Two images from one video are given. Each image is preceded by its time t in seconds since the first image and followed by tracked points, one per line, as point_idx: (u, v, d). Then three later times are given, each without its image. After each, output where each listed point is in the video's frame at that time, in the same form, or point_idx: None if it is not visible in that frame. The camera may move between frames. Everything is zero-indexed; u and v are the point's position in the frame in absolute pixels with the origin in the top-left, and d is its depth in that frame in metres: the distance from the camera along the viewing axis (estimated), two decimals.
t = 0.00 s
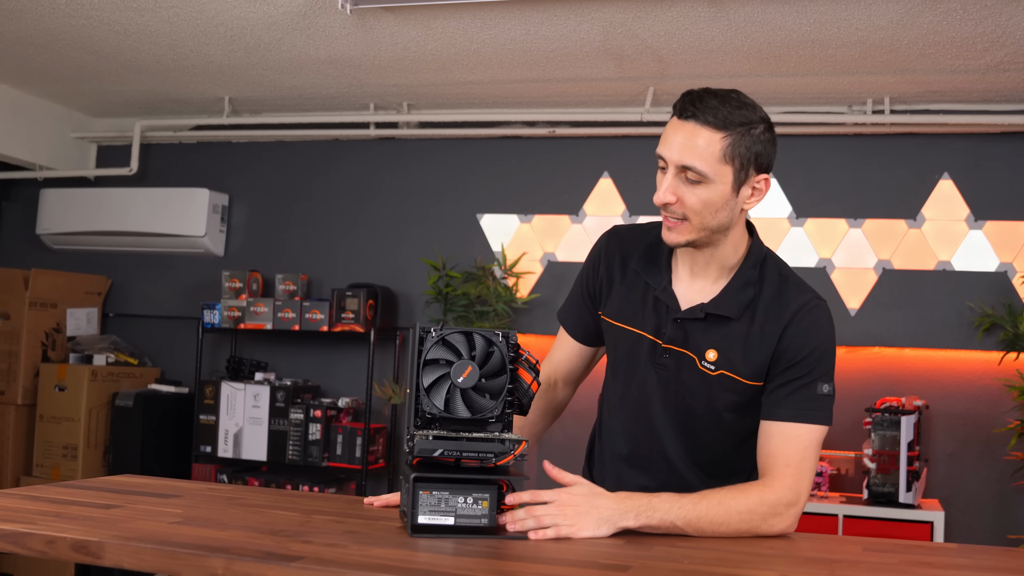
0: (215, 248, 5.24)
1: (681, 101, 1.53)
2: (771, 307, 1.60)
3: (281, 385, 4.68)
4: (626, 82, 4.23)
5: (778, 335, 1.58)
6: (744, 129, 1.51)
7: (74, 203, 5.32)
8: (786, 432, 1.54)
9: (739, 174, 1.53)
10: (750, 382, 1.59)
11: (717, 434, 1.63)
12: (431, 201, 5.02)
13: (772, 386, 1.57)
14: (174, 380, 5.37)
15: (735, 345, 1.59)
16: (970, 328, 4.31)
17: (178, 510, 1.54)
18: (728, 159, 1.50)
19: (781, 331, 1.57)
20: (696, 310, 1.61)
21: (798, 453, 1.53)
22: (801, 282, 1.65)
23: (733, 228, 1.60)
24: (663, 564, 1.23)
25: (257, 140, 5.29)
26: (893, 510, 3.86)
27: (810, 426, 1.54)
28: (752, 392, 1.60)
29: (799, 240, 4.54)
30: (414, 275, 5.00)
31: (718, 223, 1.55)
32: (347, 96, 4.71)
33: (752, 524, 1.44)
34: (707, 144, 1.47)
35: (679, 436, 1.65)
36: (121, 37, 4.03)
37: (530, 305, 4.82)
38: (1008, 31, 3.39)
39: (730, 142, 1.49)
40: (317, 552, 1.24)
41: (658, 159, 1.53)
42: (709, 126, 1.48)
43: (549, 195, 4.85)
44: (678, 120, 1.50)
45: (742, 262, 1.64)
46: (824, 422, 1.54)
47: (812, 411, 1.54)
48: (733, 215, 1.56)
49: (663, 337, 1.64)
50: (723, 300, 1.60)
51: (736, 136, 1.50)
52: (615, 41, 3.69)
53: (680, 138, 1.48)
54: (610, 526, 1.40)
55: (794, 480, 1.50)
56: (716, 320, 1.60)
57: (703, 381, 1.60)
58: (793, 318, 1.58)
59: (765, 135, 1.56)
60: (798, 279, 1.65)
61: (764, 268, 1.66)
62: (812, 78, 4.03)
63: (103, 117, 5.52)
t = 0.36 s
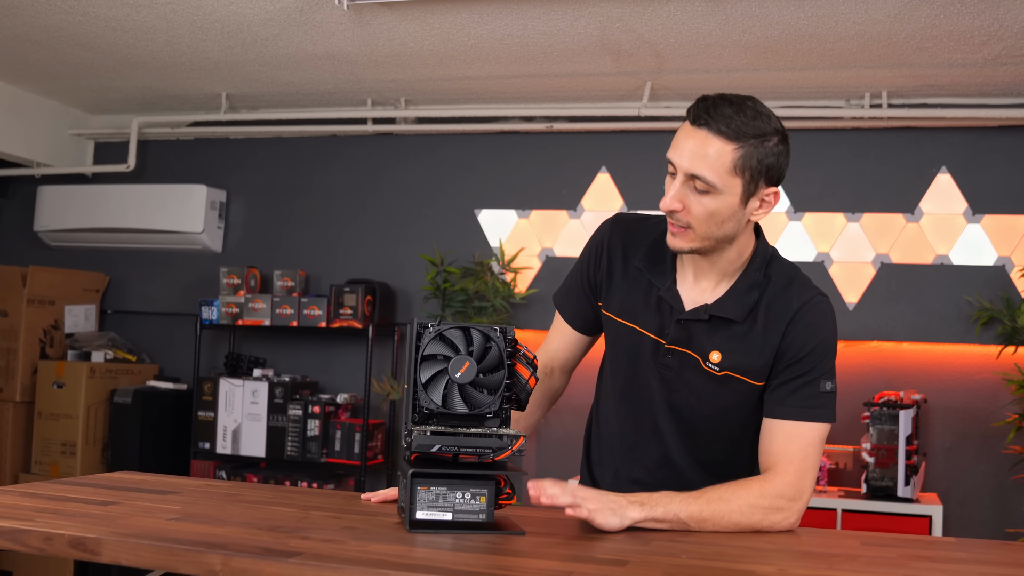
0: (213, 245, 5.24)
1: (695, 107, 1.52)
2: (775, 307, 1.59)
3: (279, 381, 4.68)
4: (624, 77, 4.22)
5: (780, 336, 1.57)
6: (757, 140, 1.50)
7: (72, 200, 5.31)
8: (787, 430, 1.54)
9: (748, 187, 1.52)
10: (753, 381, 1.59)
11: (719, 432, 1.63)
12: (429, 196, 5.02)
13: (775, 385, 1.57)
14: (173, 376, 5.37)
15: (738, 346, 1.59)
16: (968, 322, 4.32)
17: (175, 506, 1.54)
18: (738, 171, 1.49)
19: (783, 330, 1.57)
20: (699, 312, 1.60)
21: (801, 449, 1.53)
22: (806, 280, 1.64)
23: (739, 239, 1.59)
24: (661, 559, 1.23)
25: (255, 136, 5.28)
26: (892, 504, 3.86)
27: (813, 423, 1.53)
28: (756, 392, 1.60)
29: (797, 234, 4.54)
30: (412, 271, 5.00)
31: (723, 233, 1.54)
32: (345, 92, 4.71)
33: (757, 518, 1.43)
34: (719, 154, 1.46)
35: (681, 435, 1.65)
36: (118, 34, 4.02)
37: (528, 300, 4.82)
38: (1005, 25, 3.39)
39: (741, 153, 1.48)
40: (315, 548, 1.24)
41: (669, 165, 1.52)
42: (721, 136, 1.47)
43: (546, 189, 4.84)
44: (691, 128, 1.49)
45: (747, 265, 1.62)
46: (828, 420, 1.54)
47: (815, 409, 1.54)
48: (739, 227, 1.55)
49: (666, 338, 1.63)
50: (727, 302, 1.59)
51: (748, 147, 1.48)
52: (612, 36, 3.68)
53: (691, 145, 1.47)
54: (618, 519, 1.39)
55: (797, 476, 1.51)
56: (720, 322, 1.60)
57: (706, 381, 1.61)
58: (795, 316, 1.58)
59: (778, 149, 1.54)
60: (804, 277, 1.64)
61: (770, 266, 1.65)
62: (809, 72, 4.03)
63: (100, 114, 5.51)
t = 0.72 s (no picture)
0: (214, 242, 5.24)
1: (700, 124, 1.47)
2: (773, 307, 1.58)
3: (280, 377, 4.68)
4: (624, 72, 4.22)
5: (779, 334, 1.57)
6: (764, 162, 1.47)
7: (72, 197, 5.30)
8: (787, 428, 1.54)
9: (754, 207, 1.50)
10: (752, 382, 1.58)
11: (719, 432, 1.63)
12: (429, 193, 5.01)
13: (775, 384, 1.57)
14: (173, 374, 5.37)
15: (737, 349, 1.58)
16: (969, 318, 4.31)
17: (176, 503, 1.54)
18: (745, 194, 1.46)
19: (781, 329, 1.57)
20: (698, 317, 1.59)
21: (801, 446, 1.53)
22: (804, 277, 1.63)
23: (742, 252, 1.59)
24: (662, 555, 1.22)
25: (255, 133, 5.28)
26: (894, 500, 3.86)
27: (813, 421, 1.53)
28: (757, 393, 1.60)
29: (797, 230, 4.54)
30: (412, 268, 5.00)
31: (727, 251, 1.54)
32: (345, 88, 4.70)
33: (759, 516, 1.44)
34: (727, 180, 1.43)
35: (681, 437, 1.65)
36: (117, 31, 4.01)
37: (529, 297, 4.82)
38: (1006, 20, 3.38)
39: (749, 177, 1.45)
40: (316, 545, 1.24)
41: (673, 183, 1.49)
42: (730, 161, 1.43)
43: (547, 185, 4.84)
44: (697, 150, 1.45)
45: (747, 270, 1.62)
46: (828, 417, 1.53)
47: (816, 407, 1.54)
48: (743, 243, 1.55)
49: (666, 343, 1.63)
50: (726, 307, 1.58)
51: (754, 169, 1.46)
52: (612, 32, 3.68)
53: (698, 170, 1.43)
54: (623, 517, 1.39)
55: (798, 473, 1.51)
56: (720, 326, 1.59)
57: (706, 385, 1.60)
58: (793, 315, 1.57)
59: (784, 164, 1.52)
60: (802, 275, 1.63)
61: (768, 266, 1.64)
62: (810, 68, 4.02)
63: (100, 112, 5.50)
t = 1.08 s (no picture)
0: (211, 241, 5.23)
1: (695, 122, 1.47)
2: (767, 304, 1.59)
3: (277, 376, 4.68)
4: (621, 71, 4.22)
5: (772, 333, 1.57)
6: (759, 161, 1.47)
7: (68, 196, 5.30)
8: (782, 427, 1.54)
9: (749, 206, 1.50)
10: (747, 380, 1.58)
11: (714, 430, 1.63)
12: (426, 191, 5.01)
13: (770, 382, 1.57)
14: (171, 373, 5.36)
15: (731, 346, 1.58)
16: (965, 316, 4.32)
17: (173, 503, 1.54)
18: (740, 193, 1.47)
19: (775, 327, 1.57)
20: (693, 314, 1.59)
21: (797, 445, 1.53)
22: (799, 275, 1.63)
23: (737, 249, 1.59)
24: (659, 554, 1.22)
25: (252, 132, 5.27)
26: (891, 498, 3.86)
27: (809, 420, 1.54)
28: (751, 392, 1.60)
29: (794, 228, 4.54)
30: (409, 266, 5.00)
31: (722, 249, 1.54)
32: (342, 87, 4.70)
33: (754, 514, 1.44)
34: (721, 179, 1.44)
35: (676, 435, 1.65)
36: (114, 30, 4.01)
37: (526, 295, 4.82)
38: (1003, 18, 3.39)
39: (743, 176, 1.45)
40: (313, 544, 1.24)
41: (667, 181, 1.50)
42: (724, 160, 1.43)
43: (544, 184, 4.84)
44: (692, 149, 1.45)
45: (742, 268, 1.62)
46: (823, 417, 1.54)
47: (812, 406, 1.54)
48: (737, 241, 1.55)
49: (661, 341, 1.63)
50: (720, 304, 1.58)
51: (750, 168, 1.46)
52: (609, 31, 3.68)
53: (693, 169, 1.44)
54: (619, 515, 1.39)
55: (793, 473, 1.51)
56: (714, 323, 1.59)
57: (700, 382, 1.60)
58: (787, 314, 1.57)
59: (779, 164, 1.52)
60: (796, 273, 1.63)
61: (764, 264, 1.64)
62: (807, 66, 4.02)
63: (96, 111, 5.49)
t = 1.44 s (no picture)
0: (210, 244, 5.23)
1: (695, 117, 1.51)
2: (771, 306, 1.59)
3: (276, 380, 4.68)
4: (620, 75, 4.22)
5: (775, 335, 1.57)
6: (756, 156, 1.49)
7: (67, 200, 5.30)
8: (784, 430, 1.54)
9: (745, 200, 1.51)
10: (749, 381, 1.58)
11: (716, 432, 1.63)
12: (426, 195, 5.01)
13: (772, 384, 1.57)
14: (170, 376, 5.36)
15: (735, 347, 1.59)
16: (964, 319, 4.32)
17: (173, 506, 1.54)
18: (735, 186, 1.48)
19: (778, 329, 1.57)
20: (697, 314, 1.60)
21: (797, 448, 1.54)
22: (804, 279, 1.64)
23: (736, 247, 1.59)
24: (658, 557, 1.23)
25: (252, 135, 5.28)
26: (890, 502, 3.87)
27: (810, 424, 1.54)
28: (753, 394, 1.60)
29: (793, 232, 4.55)
30: (408, 269, 5.00)
31: (719, 244, 1.55)
32: (341, 91, 4.70)
33: (754, 518, 1.44)
34: (715, 169, 1.46)
35: (678, 437, 1.66)
36: (113, 33, 4.01)
37: (526, 299, 4.82)
38: (1001, 22, 3.39)
39: (739, 168, 1.47)
40: (312, 547, 1.24)
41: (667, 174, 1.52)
42: (719, 151, 1.46)
43: (544, 187, 4.84)
44: (689, 140, 1.48)
45: (744, 269, 1.62)
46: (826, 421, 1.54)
47: (813, 410, 1.54)
48: (735, 237, 1.56)
49: (665, 341, 1.64)
50: (724, 305, 1.59)
51: (745, 162, 1.48)
52: (607, 35, 3.69)
53: (689, 156, 1.47)
54: (619, 519, 1.39)
55: (793, 476, 1.51)
56: (718, 324, 1.60)
57: (703, 383, 1.60)
58: (791, 316, 1.57)
59: (779, 161, 1.53)
60: (801, 276, 1.63)
61: (768, 267, 1.64)
62: (805, 70, 4.03)
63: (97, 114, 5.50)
